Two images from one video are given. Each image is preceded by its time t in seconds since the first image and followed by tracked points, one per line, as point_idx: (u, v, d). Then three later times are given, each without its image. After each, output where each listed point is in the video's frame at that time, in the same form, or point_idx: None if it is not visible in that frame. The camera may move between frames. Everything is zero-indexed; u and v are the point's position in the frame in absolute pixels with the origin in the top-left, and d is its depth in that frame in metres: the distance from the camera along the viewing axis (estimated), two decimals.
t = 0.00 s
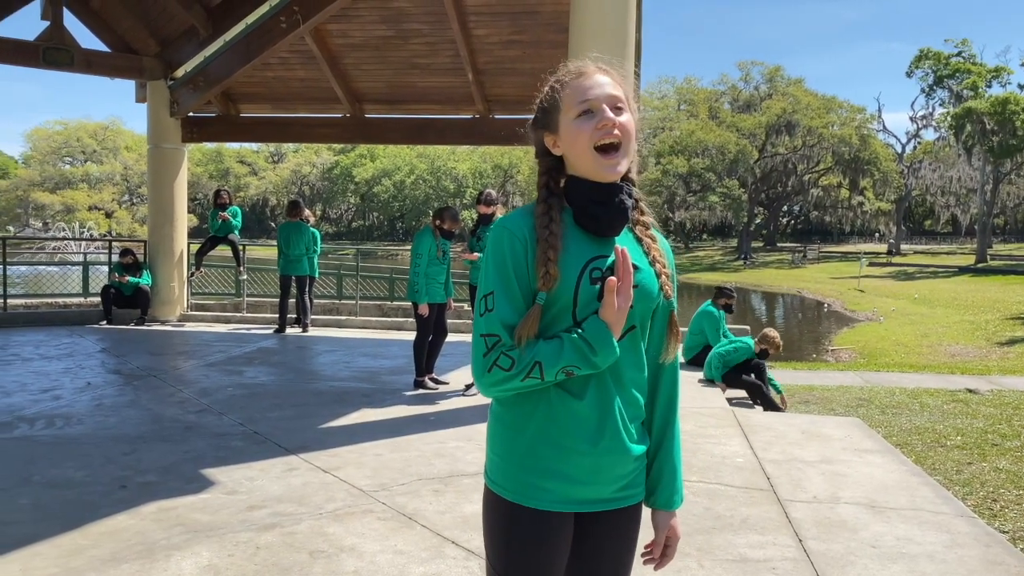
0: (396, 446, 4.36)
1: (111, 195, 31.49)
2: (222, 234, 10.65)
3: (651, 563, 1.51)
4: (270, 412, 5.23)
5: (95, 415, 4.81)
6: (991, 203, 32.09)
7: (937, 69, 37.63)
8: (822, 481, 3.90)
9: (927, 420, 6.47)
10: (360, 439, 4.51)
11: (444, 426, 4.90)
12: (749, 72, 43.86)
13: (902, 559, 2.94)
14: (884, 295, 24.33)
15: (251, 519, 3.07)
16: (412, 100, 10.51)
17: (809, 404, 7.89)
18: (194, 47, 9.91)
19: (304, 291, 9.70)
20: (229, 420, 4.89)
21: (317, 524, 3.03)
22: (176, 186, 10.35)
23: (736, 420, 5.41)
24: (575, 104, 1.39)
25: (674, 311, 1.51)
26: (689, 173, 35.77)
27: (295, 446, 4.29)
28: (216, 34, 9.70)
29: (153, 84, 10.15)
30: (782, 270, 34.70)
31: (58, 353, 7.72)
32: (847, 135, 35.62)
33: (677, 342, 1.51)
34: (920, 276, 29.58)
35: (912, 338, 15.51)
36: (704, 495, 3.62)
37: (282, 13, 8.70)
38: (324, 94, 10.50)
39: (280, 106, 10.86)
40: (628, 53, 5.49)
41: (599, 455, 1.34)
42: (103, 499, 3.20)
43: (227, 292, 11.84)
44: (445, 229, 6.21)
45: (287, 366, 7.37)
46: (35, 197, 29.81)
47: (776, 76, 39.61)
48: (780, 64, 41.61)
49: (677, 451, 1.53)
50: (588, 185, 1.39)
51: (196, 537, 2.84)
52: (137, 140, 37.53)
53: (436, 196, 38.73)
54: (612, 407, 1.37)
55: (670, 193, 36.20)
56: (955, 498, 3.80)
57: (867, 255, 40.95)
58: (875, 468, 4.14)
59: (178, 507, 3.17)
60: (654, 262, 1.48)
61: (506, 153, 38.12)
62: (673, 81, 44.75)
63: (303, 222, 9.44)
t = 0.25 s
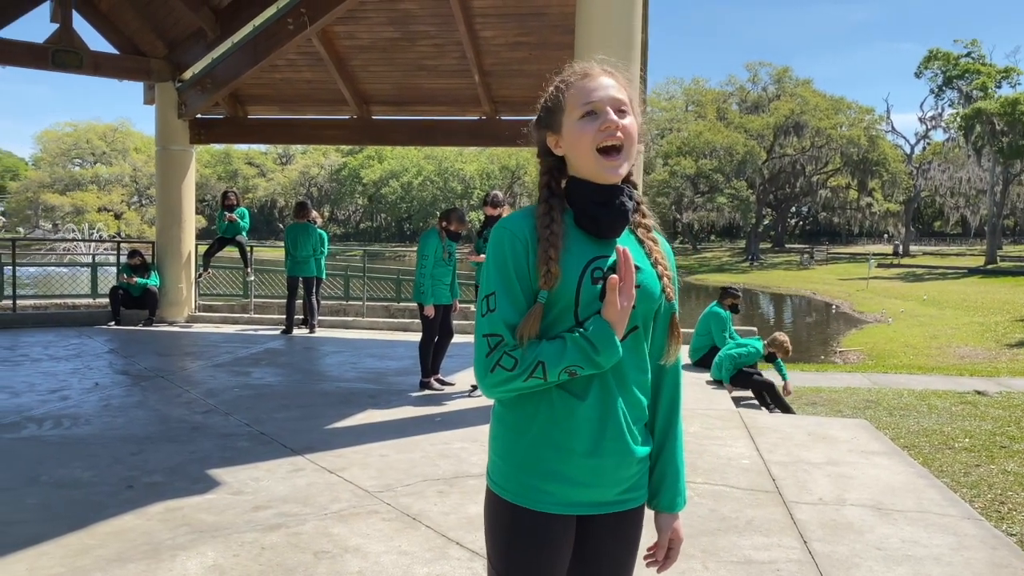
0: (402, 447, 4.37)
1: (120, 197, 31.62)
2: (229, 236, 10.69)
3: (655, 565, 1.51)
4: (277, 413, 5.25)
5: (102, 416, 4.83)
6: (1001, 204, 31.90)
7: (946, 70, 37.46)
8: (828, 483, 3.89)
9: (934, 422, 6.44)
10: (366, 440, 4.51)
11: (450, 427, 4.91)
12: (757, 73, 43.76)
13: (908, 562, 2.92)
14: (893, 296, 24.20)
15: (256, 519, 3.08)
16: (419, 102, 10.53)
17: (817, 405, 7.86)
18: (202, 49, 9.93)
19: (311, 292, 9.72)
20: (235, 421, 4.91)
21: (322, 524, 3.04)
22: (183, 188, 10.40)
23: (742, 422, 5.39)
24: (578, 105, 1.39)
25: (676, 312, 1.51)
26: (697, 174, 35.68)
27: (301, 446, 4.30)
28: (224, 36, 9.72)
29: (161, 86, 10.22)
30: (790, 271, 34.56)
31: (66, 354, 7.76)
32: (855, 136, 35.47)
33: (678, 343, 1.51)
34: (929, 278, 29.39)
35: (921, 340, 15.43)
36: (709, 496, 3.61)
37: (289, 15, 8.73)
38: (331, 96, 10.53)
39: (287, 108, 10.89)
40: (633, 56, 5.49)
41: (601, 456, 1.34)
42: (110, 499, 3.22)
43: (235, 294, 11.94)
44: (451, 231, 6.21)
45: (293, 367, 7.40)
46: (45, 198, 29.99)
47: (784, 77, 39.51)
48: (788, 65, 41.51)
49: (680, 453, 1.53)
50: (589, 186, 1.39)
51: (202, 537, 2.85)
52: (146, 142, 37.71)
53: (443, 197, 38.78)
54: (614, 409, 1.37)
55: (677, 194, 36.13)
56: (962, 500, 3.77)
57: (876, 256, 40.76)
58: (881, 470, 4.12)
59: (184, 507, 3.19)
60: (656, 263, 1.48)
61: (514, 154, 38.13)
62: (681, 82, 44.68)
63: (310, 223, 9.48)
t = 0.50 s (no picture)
0: (407, 448, 4.38)
1: (130, 198, 31.78)
2: (237, 237, 10.74)
3: (663, 567, 1.51)
4: (283, 414, 5.27)
5: (110, 416, 4.86)
6: (1011, 205, 31.70)
7: (956, 71, 37.26)
8: (834, 485, 3.87)
9: (943, 425, 6.41)
10: (372, 441, 4.52)
11: (456, 428, 4.91)
12: (765, 74, 43.65)
13: (914, 565, 2.91)
14: (903, 298, 24.07)
15: (262, 520, 3.09)
16: (427, 104, 10.55)
17: (824, 407, 7.83)
18: (210, 51, 9.95)
19: (319, 294, 9.75)
20: (242, 422, 4.93)
21: (328, 525, 3.05)
22: (192, 190, 10.44)
23: (749, 424, 5.38)
24: (592, 107, 1.38)
25: (677, 312, 1.51)
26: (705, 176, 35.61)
27: (307, 447, 4.32)
28: (232, 38, 9.76)
29: (170, 88, 10.27)
30: (799, 273, 34.43)
31: (76, 355, 7.81)
32: (865, 137, 35.32)
33: (679, 341, 1.51)
34: (939, 279, 29.22)
35: (930, 342, 15.35)
36: (715, 499, 3.61)
37: (297, 18, 8.76)
38: (339, 98, 10.57)
39: (295, 110, 10.93)
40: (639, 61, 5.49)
41: (605, 457, 1.34)
42: (117, 499, 3.24)
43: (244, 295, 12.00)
44: (458, 232, 6.21)
45: (301, 368, 7.42)
46: (55, 200, 30.20)
47: (793, 78, 39.40)
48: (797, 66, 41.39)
49: (686, 454, 1.52)
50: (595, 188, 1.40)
51: (208, 537, 2.86)
52: (156, 144, 37.90)
53: (451, 199, 38.85)
54: (617, 409, 1.37)
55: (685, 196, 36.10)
56: (970, 503, 3.75)
57: (885, 258, 40.55)
58: (888, 473, 4.11)
59: (191, 507, 3.20)
60: (656, 263, 1.48)
61: (522, 156, 38.15)
62: (689, 83, 44.63)
63: (317, 225, 9.49)
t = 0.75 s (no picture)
0: (413, 449, 4.38)
1: (140, 200, 31.95)
2: (246, 238, 10.79)
3: (663, 569, 1.50)
4: (290, 415, 5.28)
5: (118, 417, 4.89)
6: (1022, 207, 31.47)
7: (967, 72, 37.06)
8: (841, 488, 3.85)
9: (952, 428, 6.36)
10: (377, 442, 4.53)
11: (461, 430, 4.91)
12: (775, 75, 43.56)
13: (920, 568, 2.89)
14: (913, 300, 23.93)
15: (267, 520, 3.10)
16: (434, 106, 10.55)
17: (832, 410, 7.79)
18: (219, 53, 10.00)
19: (327, 294, 9.76)
20: (249, 422, 4.94)
21: (332, 526, 3.05)
22: (200, 191, 10.47)
23: (756, 426, 5.36)
24: (607, 110, 1.38)
25: (676, 313, 1.51)
26: (713, 177, 35.53)
27: (313, 448, 4.33)
28: (241, 40, 9.80)
29: (179, 90, 10.33)
30: (808, 275, 34.28)
31: (84, 356, 7.86)
32: (874, 139, 35.15)
33: (679, 343, 1.50)
34: (949, 282, 29.02)
35: (940, 344, 15.26)
36: (720, 501, 3.59)
37: (305, 20, 8.78)
38: (347, 99, 10.60)
39: (303, 111, 10.97)
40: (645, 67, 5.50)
41: (603, 460, 1.34)
42: (124, 500, 3.25)
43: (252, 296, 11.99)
44: (464, 234, 6.21)
45: (308, 369, 7.44)
46: (66, 201, 30.41)
47: (803, 80, 39.30)
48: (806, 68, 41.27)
49: (685, 456, 1.52)
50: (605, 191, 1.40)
51: (213, 538, 2.87)
52: (166, 146, 38.13)
53: (459, 200, 38.90)
54: (616, 412, 1.37)
55: (694, 198, 36.07)
56: (978, 507, 3.72)
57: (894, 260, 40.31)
58: (895, 476, 4.08)
59: (197, 507, 3.22)
60: (655, 265, 1.48)
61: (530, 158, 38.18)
62: (699, 85, 44.57)
63: (325, 225, 9.57)
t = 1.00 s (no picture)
0: (417, 450, 4.38)
1: (150, 201, 32.12)
2: (254, 239, 10.83)
3: (656, 570, 1.50)
4: (296, 415, 5.30)
5: (125, 416, 4.91)
6: None
7: (978, 73, 36.86)
8: (846, 491, 3.83)
9: (960, 431, 6.32)
10: (382, 443, 4.53)
11: (466, 431, 4.91)
12: (784, 77, 43.46)
13: (925, 572, 2.87)
14: (923, 302, 23.79)
15: (270, 521, 3.11)
16: (441, 107, 10.56)
17: (840, 413, 7.75)
18: (228, 55, 10.04)
19: (334, 295, 9.78)
20: (254, 423, 4.96)
21: (335, 526, 3.05)
22: (208, 192, 10.52)
23: (762, 429, 5.34)
24: (594, 114, 1.38)
25: (672, 316, 1.50)
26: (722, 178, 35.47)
27: (318, 448, 4.34)
28: (250, 41, 9.84)
29: (189, 91, 10.38)
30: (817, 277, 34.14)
31: (93, 356, 7.91)
32: (884, 140, 35.00)
33: (675, 346, 1.50)
34: (960, 284, 28.85)
35: (950, 347, 15.18)
36: (724, 503, 3.58)
37: (312, 21, 8.81)
38: (354, 101, 10.63)
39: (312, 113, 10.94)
40: (651, 71, 5.50)
41: (599, 461, 1.34)
42: (129, 499, 3.27)
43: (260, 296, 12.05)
44: (470, 235, 6.21)
45: (314, 370, 7.46)
46: (77, 202, 30.61)
47: (813, 81, 39.20)
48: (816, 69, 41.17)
49: (680, 457, 1.52)
50: (595, 195, 1.39)
51: (216, 538, 2.88)
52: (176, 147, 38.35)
53: (468, 202, 38.98)
54: (612, 414, 1.37)
55: (703, 199, 36.02)
56: (985, 511, 3.70)
57: (904, 262, 40.09)
58: (901, 479, 4.06)
59: (201, 507, 3.23)
60: (652, 267, 1.48)
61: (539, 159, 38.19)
62: (707, 87, 44.51)
63: (332, 228, 9.54)
